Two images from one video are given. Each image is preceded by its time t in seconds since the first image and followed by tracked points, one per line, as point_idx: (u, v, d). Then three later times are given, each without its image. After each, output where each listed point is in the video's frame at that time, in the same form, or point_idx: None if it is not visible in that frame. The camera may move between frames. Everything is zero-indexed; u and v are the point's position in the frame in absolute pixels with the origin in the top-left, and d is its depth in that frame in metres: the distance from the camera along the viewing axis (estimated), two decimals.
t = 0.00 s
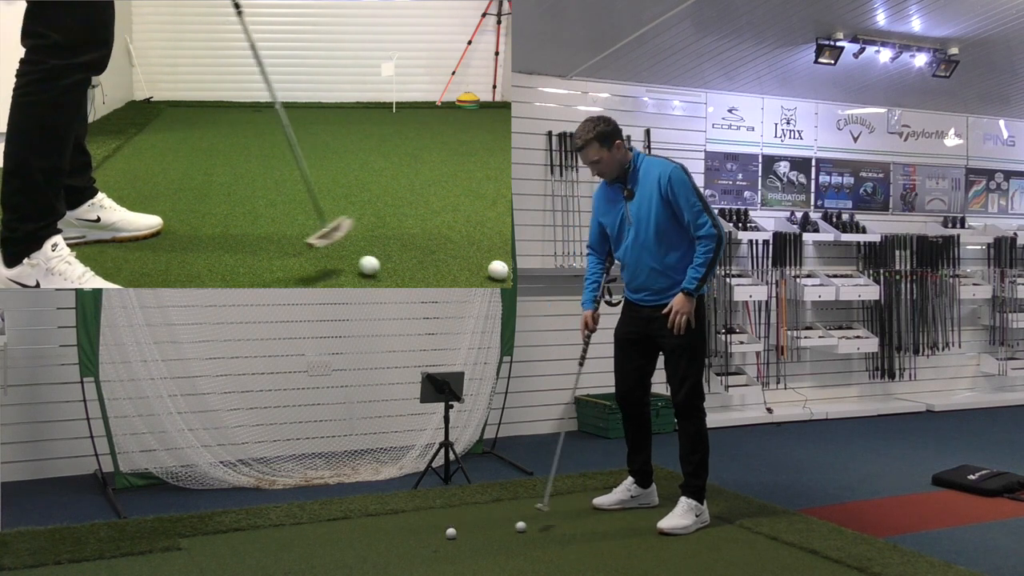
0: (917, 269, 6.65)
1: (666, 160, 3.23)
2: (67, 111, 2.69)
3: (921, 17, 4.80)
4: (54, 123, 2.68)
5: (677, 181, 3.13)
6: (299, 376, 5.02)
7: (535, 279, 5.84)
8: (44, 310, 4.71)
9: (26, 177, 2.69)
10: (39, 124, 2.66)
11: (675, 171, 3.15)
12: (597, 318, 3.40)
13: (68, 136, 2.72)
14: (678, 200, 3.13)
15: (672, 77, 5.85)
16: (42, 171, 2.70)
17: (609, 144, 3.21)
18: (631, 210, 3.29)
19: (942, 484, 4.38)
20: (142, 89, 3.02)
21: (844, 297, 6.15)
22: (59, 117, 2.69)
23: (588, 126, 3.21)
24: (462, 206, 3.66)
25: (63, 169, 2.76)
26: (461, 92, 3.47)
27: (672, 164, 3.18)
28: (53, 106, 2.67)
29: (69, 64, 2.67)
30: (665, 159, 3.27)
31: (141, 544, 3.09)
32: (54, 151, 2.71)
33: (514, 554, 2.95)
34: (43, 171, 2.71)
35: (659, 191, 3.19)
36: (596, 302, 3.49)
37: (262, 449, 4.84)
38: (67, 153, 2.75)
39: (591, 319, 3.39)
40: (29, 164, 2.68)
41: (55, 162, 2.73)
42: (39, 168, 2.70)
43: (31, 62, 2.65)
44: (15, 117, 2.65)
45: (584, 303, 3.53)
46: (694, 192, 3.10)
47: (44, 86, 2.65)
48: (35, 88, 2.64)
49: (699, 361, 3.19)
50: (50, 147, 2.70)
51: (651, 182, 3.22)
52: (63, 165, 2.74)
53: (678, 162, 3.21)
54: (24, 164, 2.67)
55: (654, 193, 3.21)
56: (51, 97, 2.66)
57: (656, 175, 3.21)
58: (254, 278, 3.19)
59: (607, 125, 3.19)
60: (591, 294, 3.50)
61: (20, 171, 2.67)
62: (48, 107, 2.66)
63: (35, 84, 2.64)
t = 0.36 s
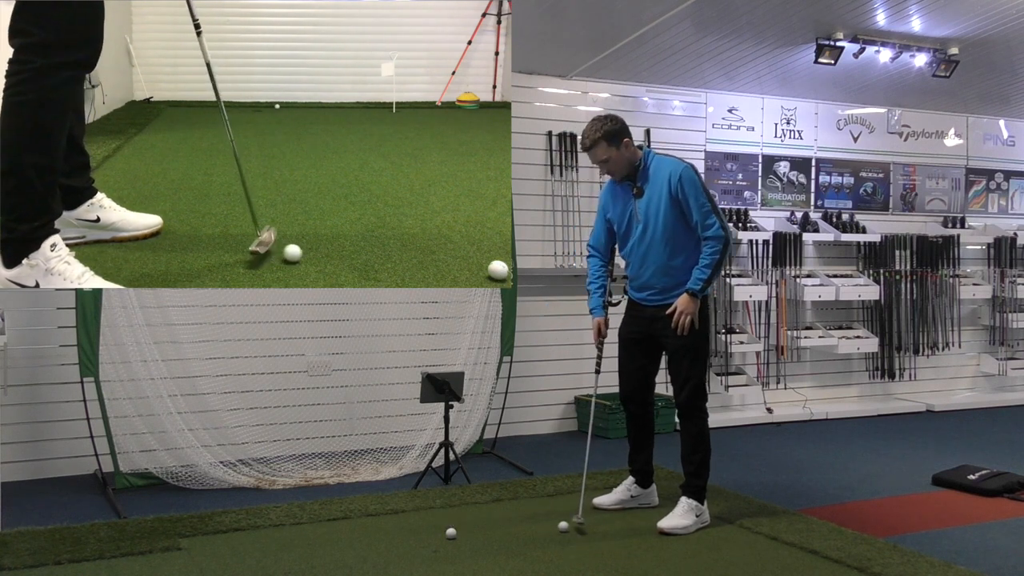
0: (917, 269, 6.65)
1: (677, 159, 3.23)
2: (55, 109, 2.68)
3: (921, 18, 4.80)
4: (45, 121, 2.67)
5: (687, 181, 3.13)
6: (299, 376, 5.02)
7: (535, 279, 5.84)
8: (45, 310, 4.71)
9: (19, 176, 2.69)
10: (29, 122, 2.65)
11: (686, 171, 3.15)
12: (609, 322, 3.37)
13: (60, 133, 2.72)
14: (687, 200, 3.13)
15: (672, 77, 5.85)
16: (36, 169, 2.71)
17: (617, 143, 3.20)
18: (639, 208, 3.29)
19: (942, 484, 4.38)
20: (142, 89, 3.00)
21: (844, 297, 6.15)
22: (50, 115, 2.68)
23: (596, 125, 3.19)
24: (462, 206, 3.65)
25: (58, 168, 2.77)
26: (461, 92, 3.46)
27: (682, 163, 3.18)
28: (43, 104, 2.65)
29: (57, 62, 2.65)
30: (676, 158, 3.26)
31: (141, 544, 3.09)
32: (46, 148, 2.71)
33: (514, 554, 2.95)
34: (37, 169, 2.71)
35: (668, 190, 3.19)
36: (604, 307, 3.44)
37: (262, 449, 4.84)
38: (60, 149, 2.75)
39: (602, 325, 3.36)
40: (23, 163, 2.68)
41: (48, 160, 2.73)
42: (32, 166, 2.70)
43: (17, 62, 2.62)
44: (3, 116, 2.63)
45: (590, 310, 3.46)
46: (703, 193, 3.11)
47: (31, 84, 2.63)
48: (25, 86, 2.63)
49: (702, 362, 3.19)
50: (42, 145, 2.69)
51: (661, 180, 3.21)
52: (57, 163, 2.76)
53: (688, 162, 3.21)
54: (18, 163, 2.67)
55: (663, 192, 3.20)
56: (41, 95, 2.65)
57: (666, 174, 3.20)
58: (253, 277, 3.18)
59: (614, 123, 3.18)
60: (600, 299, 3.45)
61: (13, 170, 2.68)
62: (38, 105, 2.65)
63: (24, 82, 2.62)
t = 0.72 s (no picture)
0: (917, 269, 6.65)
1: (680, 160, 3.23)
2: (54, 108, 2.68)
3: (921, 18, 4.79)
4: (43, 121, 2.67)
5: (689, 181, 3.13)
6: (299, 376, 5.02)
7: (535, 279, 5.84)
8: (44, 311, 4.70)
9: (18, 175, 2.69)
10: (28, 122, 2.65)
11: (689, 171, 3.15)
12: (613, 317, 3.36)
13: (58, 133, 2.72)
14: (690, 200, 3.13)
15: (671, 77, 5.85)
16: (36, 169, 2.71)
17: (620, 142, 3.20)
18: (642, 208, 3.29)
19: (942, 484, 4.38)
20: (143, 89, 3.00)
21: (844, 297, 6.15)
22: (48, 115, 2.68)
23: (599, 125, 3.20)
24: (463, 205, 3.62)
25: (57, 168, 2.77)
26: (461, 92, 3.43)
27: (686, 164, 3.18)
28: (42, 104, 2.66)
29: (56, 61, 2.65)
30: (679, 159, 3.26)
31: (141, 544, 3.09)
32: (45, 148, 2.71)
33: (513, 554, 2.95)
34: (37, 169, 2.72)
35: (671, 191, 3.19)
36: (609, 301, 3.44)
37: (261, 449, 4.84)
38: (59, 149, 2.75)
39: (604, 318, 3.36)
40: (22, 163, 2.69)
41: (47, 160, 2.73)
42: (31, 166, 2.70)
43: (15, 61, 2.62)
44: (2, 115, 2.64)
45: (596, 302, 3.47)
46: (706, 194, 3.10)
47: (29, 84, 2.63)
48: (22, 86, 2.63)
49: (703, 363, 3.19)
50: (41, 145, 2.70)
51: (664, 181, 3.21)
52: (56, 162, 2.76)
53: (691, 162, 3.21)
54: (17, 163, 2.68)
55: (665, 192, 3.20)
56: (39, 95, 2.65)
57: (669, 174, 3.20)
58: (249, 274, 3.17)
59: (617, 123, 3.18)
60: (604, 293, 3.46)
61: (12, 170, 2.68)
62: (36, 105, 2.65)
63: (21, 83, 2.63)
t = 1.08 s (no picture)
0: (917, 269, 6.65)
1: (681, 159, 3.22)
2: (54, 109, 2.68)
3: (921, 18, 4.79)
4: (43, 121, 2.67)
5: (689, 180, 3.13)
6: (299, 376, 5.02)
7: (535, 279, 5.84)
8: (45, 310, 4.71)
9: (18, 175, 2.70)
10: (28, 122, 2.65)
11: (689, 171, 3.15)
12: (609, 321, 3.36)
13: (58, 133, 2.72)
14: (690, 200, 3.13)
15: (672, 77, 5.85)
16: (36, 168, 2.72)
17: (620, 141, 3.19)
18: (642, 207, 3.29)
19: (942, 484, 4.38)
20: (143, 89, 2.97)
21: (844, 297, 6.15)
22: (47, 115, 2.67)
23: (599, 124, 3.19)
24: (462, 206, 3.62)
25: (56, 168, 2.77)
26: (461, 92, 3.43)
27: (686, 164, 3.18)
28: (41, 104, 2.65)
29: (55, 60, 2.65)
30: (680, 158, 3.26)
31: (141, 543, 3.09)
32: (45, 148, 2.71)
33: (514, 554, 2.95)
34: (37, 168, 2.72)
35: (671, 191, 3.19)
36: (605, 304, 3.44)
37: (261, 449, 4.84)
38: (59, 149, 2.75)
39: (601, 321, 3.36)
40: (21, 162, 2.69)
41: (47, 160, 2.73)
42: (31, 165, 2.71)
43: (14, 61, 2.62)
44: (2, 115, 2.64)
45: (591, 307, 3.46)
46: (705, 194, 3.10)
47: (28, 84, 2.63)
48: (22, 86, 2.63)
49: (703, 364, 3.19)
50: (40, 145, 2.70)
51: (664, 180, 3.21)
52: (56, 162, 2.76)
53: (692, 162, 3.20)
54: (17, 162, 2.68)
55: (666, 192, 3.20)
56: (39, 96, 2.65)
57: (669, 174, 3.20)
58: (248, 276, 3.15)
59: (618, 122, 3.17)
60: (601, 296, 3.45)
61: (11, 169, 2.68)
62: (36, 105, 2.65)
63: (21, 83, 2.62)
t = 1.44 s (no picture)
0: (917, 269, 6.65)
1: (681, 159, 3.23)
2: (54, 108, 2.68)
3: (921, 18, 4.79)
4: (43, 121, 2.67)
5: (690, 180, 3.13)
6: (299, 376, 5.02)
7: (535, 279, 5.84)
8: (45, 310, 4.70)
9: (18, 175, 2.70)
10: (28, 123, 2.65)
11: (690, 171, 3.15)
12: (608, 325, 3.36)
13: (58, 133, 2.72)
14: (690, 199, 3.13)
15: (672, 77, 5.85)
16: (35, 168, 2.71)
17: (622, 139, 3.19)
18: (643, 207, 3.29)
19: (942, 484, 4.38)
20: (142, 89, 2.98)
21: (844, 297, 6.15)
22: (47, 116, 2.68)
23: (600, 122, 3.19)
24: (462, 205, 3.62)
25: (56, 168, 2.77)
26: (461, 91, 3.43)
27: (686, 163, 3.18)
28: (41, 103, 2.65)
29: (56, 60, 2.65)
30: (680, 158, 3.26)
31: (141, 543, 3.09)
32: (45, 148, 2.71)
33: (514, 554, 2.95)
34: (36, 169, 2.72)
35: (671, 190, 3.19)
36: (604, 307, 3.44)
37: (261, 449, 4.83)
38: (59, 149, 2.75)
39: (598, 326, 3.35)
40: (22, 163, 2.69)
41: (47, 160, 2.73)
42: (31, 166, 2.71)
43: (15, 61, 2.62)
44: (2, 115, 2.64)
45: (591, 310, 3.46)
46: (706, 194, 3.10)
47: (28, 83, 2.63)
48: (22, 86, 2.63)
49: (703, 364, 3.19)
50: (40, 145, 2.70)
51: (664, 180, 3.22)
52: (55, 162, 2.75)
53: (692, 162, 3.21)
54: (17, 162, 2.68)
55: (667, 192, 3.21)
56: (39, 96, 2.65)
57: (670, 174, 3.20)
58: (248, 277, 3.15)
59: (620, 120, 3.17)
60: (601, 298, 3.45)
61: (12, 169, 2.68)
62: (36, 105, 2.65)
63: (22, 83, 2.63)
